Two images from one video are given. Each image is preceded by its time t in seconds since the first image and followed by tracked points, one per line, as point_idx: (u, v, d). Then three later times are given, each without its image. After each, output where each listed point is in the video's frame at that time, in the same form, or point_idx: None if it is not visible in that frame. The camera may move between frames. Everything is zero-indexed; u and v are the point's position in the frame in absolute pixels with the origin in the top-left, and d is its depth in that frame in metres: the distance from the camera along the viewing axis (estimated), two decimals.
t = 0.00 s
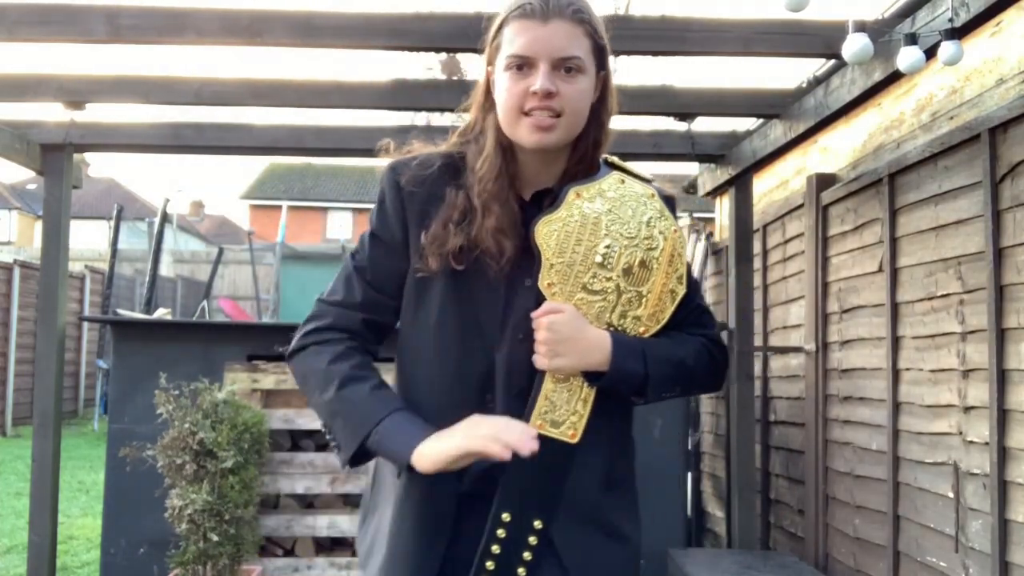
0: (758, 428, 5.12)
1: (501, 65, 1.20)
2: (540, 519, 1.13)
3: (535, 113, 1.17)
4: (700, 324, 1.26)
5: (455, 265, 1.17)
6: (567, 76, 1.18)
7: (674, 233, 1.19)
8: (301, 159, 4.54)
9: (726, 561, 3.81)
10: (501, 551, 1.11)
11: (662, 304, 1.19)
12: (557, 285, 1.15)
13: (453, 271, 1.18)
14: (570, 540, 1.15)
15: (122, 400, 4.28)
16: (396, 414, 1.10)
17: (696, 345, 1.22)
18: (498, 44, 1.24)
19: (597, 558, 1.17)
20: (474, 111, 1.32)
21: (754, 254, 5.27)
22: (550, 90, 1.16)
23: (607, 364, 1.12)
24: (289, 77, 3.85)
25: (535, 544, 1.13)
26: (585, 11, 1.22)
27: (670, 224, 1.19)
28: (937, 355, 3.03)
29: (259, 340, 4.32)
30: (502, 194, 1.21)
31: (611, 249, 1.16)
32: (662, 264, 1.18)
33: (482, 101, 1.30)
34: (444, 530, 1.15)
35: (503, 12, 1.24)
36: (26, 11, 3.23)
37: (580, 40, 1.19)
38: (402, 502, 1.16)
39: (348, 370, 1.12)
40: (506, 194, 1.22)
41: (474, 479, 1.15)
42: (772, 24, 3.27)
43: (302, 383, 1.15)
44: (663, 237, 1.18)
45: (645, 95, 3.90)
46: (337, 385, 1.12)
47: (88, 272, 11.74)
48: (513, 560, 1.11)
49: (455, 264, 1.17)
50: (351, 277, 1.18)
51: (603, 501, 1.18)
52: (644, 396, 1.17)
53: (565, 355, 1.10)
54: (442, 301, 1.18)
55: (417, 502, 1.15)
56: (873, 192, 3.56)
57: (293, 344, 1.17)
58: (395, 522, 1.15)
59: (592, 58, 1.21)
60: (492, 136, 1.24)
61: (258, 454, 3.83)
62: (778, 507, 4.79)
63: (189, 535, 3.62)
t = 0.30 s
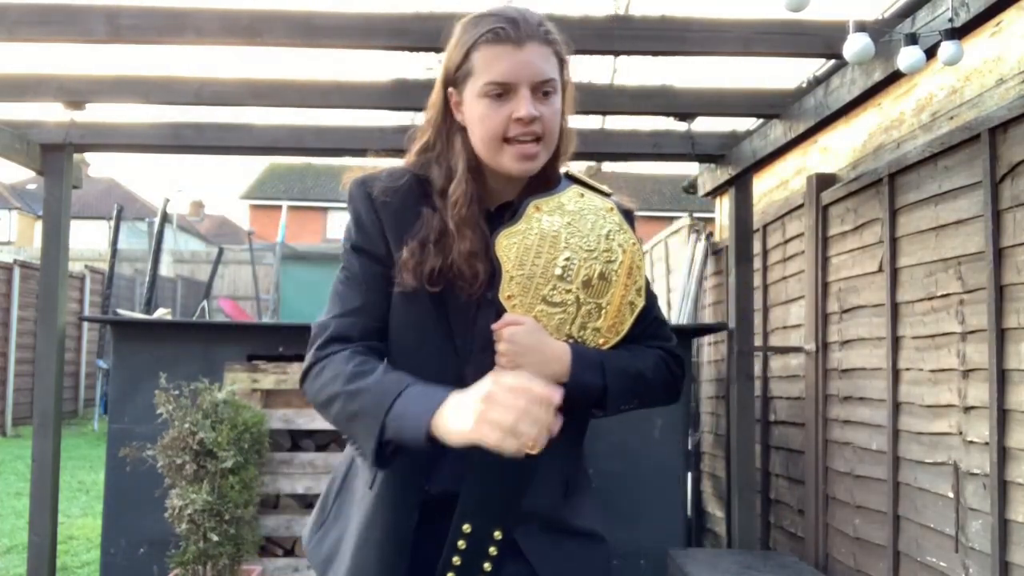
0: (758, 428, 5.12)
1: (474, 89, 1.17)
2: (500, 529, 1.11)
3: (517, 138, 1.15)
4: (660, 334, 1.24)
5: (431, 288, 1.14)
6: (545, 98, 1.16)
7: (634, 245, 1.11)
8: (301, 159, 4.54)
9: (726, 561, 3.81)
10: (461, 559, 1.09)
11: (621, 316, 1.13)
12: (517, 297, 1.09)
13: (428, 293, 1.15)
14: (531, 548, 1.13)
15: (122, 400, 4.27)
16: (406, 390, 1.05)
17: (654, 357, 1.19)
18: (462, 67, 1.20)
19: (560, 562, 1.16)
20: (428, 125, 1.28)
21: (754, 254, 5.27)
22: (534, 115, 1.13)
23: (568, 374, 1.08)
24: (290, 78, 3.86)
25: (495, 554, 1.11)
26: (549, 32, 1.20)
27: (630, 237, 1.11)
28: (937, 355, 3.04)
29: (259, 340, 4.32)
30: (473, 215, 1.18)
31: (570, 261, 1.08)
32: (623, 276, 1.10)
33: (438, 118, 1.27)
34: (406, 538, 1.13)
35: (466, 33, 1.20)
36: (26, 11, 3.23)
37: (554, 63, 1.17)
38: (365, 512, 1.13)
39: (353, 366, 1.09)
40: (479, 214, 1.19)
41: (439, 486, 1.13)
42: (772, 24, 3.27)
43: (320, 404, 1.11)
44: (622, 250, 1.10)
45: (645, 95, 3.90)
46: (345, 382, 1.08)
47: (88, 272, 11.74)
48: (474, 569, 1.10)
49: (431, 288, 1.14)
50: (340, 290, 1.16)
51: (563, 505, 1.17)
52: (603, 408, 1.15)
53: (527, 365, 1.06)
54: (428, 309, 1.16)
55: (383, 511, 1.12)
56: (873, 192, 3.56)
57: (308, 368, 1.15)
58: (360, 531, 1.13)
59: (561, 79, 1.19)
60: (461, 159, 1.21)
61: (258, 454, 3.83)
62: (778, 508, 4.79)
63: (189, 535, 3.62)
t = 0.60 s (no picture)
0: (758, 428, 5.13)
1: (439, 116, 1.30)
2: (509, 535, 1.19)
3: (479, 148, 1.25)
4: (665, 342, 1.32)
5: (421, 300, 1.26)
6: (501, 109, 1.27)
7: (622, 251, 1.28)
8: (301, 159, 4.54)
9: (726, 561, 3.81)
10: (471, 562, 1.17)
11: (614, 319, 1.27)
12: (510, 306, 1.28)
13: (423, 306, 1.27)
14: (540, 556, 1.20)
15: (122, 400, 4.27)
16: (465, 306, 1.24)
17: (653, 365, 1.27)
18: (431, 100, 1.34)
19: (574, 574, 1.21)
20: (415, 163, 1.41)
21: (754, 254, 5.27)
22: (489, 125, 1.25)
23: (554, 380, 1.22)
24: (290, 77, 3.85)
25: (505, 560, 1.18)
26: (502, 52, 1.32)
27: (619, 245, 1.29)
28: (937, 355, 3.03)
29: (260, 340, 4.33)
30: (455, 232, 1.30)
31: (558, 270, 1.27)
32: (608, 282, 1.27)
33: (422, 150, 1.40)
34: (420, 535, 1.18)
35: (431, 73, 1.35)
36: (26, 11, 3.23)
37: (505, 77, 1.29)
38: (388, 505, 1.23)
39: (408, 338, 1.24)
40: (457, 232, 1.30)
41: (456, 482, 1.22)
42: (771, 24, 3.27)
43: (385, 396, 1.23)
44: (609, 257, 1.27)
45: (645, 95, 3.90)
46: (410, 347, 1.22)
47: (88, 272, 11.74)
48: None
49: (421, 300, 1.26)
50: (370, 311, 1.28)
51: (577, 517, 1.22)
52: (597, 414, 1.23)
53: (516, 367, 1.22)
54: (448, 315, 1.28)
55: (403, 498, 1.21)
56: (873, 192, 3.56)
57: (356, 390, 1.26)
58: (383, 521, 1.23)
59: (519, 89, 1.31)
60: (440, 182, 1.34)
61: (258, 454, 3.83)
62: (778, 507, 4.79)
63: (189, 535, 3.62)
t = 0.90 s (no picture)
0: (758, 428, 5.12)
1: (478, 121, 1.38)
2: (550, 514, 1.25)
3: (515, 151, 1.33)
4: (693, 330, 1.37)
5: (459, 298, 1.37)
6: (535, 114, 1.35)
7: (649, 247, 1.34)
8: (301, 159, 4.54)
9: (726, 561, 3.81)
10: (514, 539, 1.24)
11: (642, 309, 1.32)
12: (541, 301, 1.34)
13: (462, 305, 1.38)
14: (578, 534, 1.27)
15: (122, 400, 4.27)
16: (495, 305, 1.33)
17: (679, 352, 1.33)
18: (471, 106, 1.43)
19: (612, 553, 1.27)
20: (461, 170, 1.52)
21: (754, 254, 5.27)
22: (522, 129, 1.33)
23: (582, 369, 1.28)
24: (290, 77, 3.85)
25: (547, 538, 1.25)
26: (537, 61, 1.40)
27: (645, 240, 1.34)
28: (937, 355, 3.04)
29: (260, 340, 4.33)
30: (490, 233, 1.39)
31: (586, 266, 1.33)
32: (636, 275, 1.32)
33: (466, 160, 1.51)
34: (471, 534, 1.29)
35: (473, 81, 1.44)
36: (26, 11, 3.23)
37: (540, 84, 1.37)
38: (441, 497, 1.34)
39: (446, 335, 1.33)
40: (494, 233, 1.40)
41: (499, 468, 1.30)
42: (772, 24, 3.27)
43: (425, 389, 1.33)
44: (635, 252, 1.33)
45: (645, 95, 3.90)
46: (447, 343, 1.32)
47: (88, 272, 11.74)
48: (527, 553, 1.24)
49: (458, 298, 1.37)
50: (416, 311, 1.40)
51: (615, 499, 1.29)
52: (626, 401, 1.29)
53: (545, 357, 1.30)
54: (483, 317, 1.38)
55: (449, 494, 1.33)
56: (873, 192, 3.56)
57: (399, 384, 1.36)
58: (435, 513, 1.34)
59: (552, 96, 1.38)
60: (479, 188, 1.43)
61: (258, 454, 3.82)
62: (778, 508, 4.79)
63: (189, 535, 3.62)
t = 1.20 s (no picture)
0: (758, 428, 5.12)
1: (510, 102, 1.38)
2: (563, 482, 1.28)
3: (543, 138, 1.34)
4: (699, 312, 1.44)
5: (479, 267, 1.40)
6: (566, 106, 1.35)
7: (666, 229, 1.38)
8: (301, 159, 4.54)
9: (726, 561, 3.81)
10: (527, 504, 1.28)
11: (658, 288, 1.38)
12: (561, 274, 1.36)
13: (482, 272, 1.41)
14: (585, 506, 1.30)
15: (122, 400, 4.27)
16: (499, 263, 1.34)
17: (691, 330, 1.38)
18: (505, 88, 1.43)
19: (619, 525, 1.31)
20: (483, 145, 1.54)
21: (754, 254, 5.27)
22: (554, 118, 1.33)
23: (605, 340, 1.31)
24: (290, 77, 3.85)
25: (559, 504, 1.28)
26: (572, 54, 1.40)
27: (663, 223, 1.39)
28: (937, 355, 3.04)
29: (260, 340, 4.33)
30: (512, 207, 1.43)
31: (607, 244, 1.36)
32: (654, 254, 1.36)
33: (491, 135, 1.51)
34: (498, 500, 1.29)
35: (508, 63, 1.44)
36: (26, 11, 3.23)
37: (574, 77, 1.37)
38: (467, 466, 1.35)
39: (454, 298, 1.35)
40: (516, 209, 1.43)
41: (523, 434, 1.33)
42: (772, 23, 3.27)
43: (433, 357, 1.33)
44: (654, 233, 1.37)
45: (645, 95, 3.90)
46: (454, 304, 1.32)
47: (88, 272, 11.74)
48: (540, 517, 1.27)
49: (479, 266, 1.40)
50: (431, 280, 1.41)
51: (625, 474, 1.33)
52: (643, 370, 1.32)
53: (568, 331, 1.31)
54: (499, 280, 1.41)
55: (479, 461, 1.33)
56: (873, 192, 3.56)
57: (411, 354, 1.37)
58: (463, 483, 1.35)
59: (583, 91, 1.39)
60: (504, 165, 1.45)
61: (258, 454, 3.83)
62: (778, 507, 4.79)
63: (189, 536, 3.61)
